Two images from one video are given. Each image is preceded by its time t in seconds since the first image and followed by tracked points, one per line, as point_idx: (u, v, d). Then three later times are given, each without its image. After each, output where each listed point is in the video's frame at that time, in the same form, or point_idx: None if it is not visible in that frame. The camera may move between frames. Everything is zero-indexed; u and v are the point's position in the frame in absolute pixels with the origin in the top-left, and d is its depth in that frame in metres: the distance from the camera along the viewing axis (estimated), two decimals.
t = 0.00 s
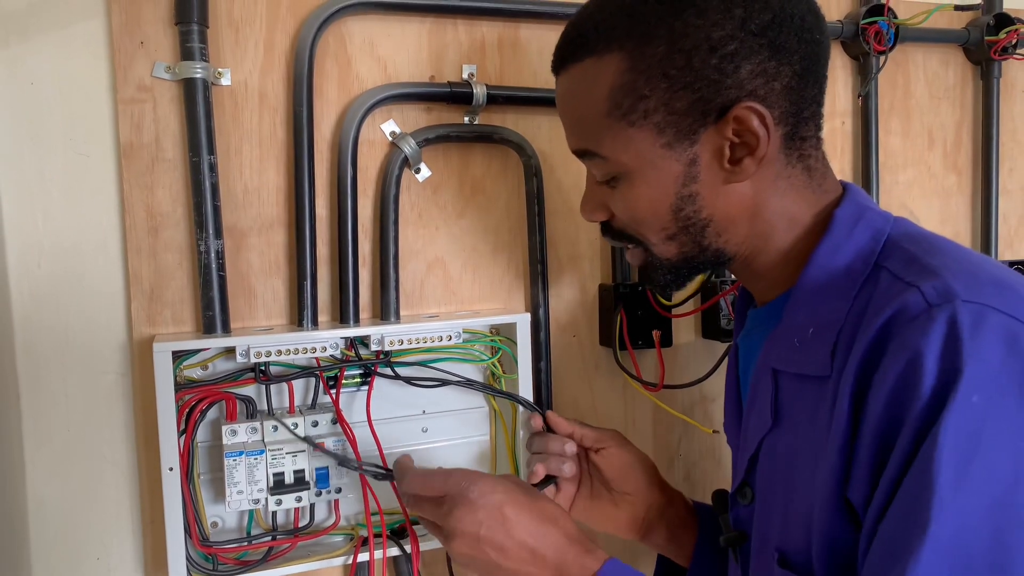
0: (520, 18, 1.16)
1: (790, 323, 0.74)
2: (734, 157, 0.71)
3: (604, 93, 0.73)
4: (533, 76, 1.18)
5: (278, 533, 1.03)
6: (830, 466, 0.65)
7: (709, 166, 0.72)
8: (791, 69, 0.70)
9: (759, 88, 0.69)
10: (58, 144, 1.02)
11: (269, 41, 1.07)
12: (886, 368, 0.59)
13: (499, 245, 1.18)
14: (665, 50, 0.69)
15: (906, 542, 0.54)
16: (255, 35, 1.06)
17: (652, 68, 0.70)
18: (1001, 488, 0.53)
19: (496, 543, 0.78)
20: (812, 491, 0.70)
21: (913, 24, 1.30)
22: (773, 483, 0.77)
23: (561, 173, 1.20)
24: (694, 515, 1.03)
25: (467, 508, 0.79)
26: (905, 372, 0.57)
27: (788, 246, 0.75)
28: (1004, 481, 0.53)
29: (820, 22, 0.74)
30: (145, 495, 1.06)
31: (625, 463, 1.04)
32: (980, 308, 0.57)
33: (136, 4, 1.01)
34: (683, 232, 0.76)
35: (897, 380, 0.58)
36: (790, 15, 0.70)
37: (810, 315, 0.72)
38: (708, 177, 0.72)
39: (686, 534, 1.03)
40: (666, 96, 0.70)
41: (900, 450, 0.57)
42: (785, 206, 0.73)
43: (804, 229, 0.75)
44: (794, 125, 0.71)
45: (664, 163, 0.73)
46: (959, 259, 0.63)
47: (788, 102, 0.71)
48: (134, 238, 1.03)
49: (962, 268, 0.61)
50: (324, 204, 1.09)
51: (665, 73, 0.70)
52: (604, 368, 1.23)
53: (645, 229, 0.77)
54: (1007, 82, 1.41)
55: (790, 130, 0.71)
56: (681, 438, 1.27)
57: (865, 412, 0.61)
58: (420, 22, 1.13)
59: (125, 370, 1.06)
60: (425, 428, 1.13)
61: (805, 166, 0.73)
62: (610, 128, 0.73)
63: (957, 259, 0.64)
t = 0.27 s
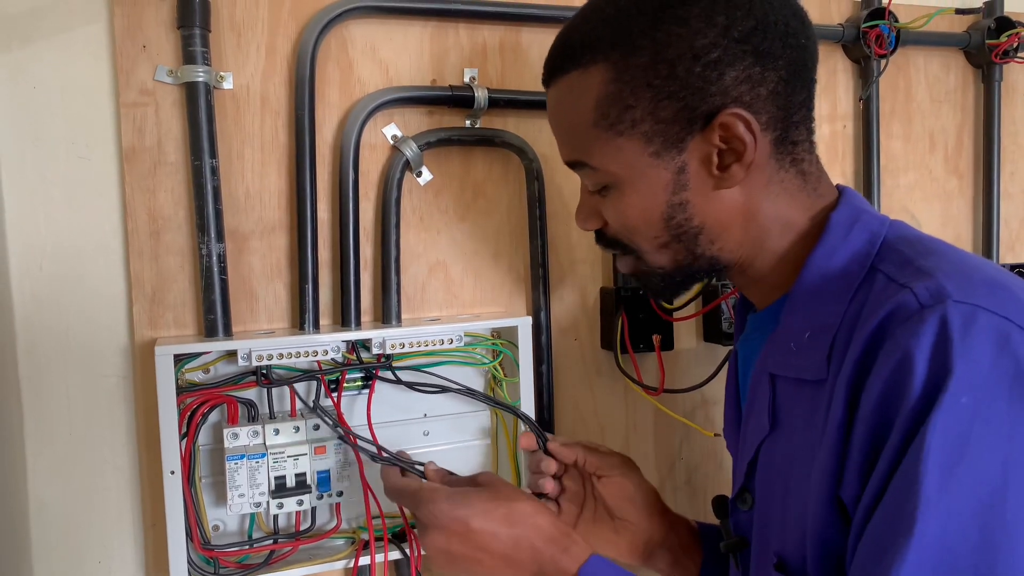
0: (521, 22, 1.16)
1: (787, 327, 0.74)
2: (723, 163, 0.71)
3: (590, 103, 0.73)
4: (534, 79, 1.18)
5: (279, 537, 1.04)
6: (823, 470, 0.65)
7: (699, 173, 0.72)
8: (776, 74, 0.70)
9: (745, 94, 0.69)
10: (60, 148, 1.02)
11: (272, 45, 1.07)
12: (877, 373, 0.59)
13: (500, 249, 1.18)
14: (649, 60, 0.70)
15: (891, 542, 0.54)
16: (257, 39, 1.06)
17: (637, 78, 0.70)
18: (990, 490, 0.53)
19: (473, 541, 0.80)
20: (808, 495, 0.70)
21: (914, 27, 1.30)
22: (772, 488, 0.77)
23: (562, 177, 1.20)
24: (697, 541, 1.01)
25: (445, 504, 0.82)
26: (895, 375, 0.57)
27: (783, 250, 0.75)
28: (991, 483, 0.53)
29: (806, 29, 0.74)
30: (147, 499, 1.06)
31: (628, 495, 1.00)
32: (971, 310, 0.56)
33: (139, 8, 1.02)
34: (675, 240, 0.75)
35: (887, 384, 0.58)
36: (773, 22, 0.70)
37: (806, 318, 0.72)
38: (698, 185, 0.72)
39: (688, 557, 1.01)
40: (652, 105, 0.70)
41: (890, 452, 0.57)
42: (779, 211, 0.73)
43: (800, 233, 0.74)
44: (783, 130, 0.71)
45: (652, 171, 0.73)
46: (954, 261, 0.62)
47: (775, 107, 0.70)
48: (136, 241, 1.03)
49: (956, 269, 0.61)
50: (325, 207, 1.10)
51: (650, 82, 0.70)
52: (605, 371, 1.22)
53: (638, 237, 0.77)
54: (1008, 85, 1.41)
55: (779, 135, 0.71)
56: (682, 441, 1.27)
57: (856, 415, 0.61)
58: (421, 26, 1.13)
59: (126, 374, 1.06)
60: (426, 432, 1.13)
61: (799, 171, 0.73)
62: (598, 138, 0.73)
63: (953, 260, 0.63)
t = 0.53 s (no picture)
0: (523, 24, 1.16)
1: (782, 330, 0.74)
2: (718, 167, 0.70)
3: (585, 106, 0.73)
4: (536, 81, 1.18)
5: (281, 539, 1.04)
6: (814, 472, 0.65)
7: (693, 176, 0.72)
8: (771, 78, 0.70)
9: (740, 98, 0.69)
10: (62, 150, 1.03)
11: (273, 48, 1.07)
12: (866, 375, 0.59)
13: (501, 251, 1.18)
14: (645, 63, 0.70)
15: (866, 540, 0.54)
16: (259, 42, 1.06)
17: (632, 81, 0.70)
18: (970, 491, 0.53)
19: (468, 524, 0.82)
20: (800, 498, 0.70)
21: (915, 29, 1.30)
22: (769, 491, 0.77)
23: (564, 179, 1.20)
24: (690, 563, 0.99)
25: (440, 490, 0.85)
26: (881, 376, 0.58)
27: (779, 253, 0.75)
28: (971, 484, 0.53)
29: (802, 33, 0.74)
30: (148, 501, 1.06)
31: (623, 520, 1.00)
32: (958, 312, 0.56)
33: (141, 11, 1.02)
34: (669, 243, 0.75)
35: (873, 385, 0.58)
36: (768, 26, 0.70)
37: (799, 321, 0.72)
38: (693, 187, 0.72)
39: None
40: (647, 108, 0.70)
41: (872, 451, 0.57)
42: (774, 215, 0.73)
43: (796, 237, 0.74)
44: (778, 134, 0.71)
45: (647, 174, 0.73)
46: (947, 263, 0.62)
47: (771, 111, 0.70)
48: (138, 243, 1.03)
49: (948, 271, 0.60)
50: (327, 209, 1.10)
51: (646, 85, 0.70)
52: (606, 373, 1.22)
53: (631, 241, 0.77)
54: (1009, 88, 1.41)
55: (776, 139, 0.71)
56: (684, 443, 1.27)
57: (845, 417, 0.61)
58: (423, 28, 1.13)
59: (128, 376, 1.06)
60: (427, 433, 1.13)
61: (795, 175, 0.73)
62: (593, 141, 0.73)
63: (946, 262, 0.63)
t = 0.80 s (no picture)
0: (524, 25, 1.16)
1: (776, 331, 0.74)
2: (713, 167, 0.70)
3: (580, 107, 0.73)
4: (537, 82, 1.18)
5: (282, 539, 1.04)
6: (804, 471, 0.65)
7: (688, 177, 0.72)
8: (765, 79, 0.70)
9: (734, 98, 0.69)
10: (64, 151, 1.03)
11: (275, 49, 1.07)
12: (853, 376, 0.59)
13: (503, 251, 1.18)
14: (639, 64, 0.70)
15: (845, 537, 0.55)
16: (260, 43, 1.06)
17: (626, 82, 0.70)
18: (951, 492, 0.52)
19: (464, 515, 0.83)
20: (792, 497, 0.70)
21: (916, 30, 1.30)
22: (765, 491, 0.77)
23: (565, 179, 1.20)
24: None
25: (437, 480, 0.86)
26: (868, 377, 0.58)
27: (774, 254, 0.75)
28: (952, 484, 0.52)
29: (797, 33, 0.74)
30: (150, 501, 1.06)
31: (615, 541, 1.00)
32: (945, 313, 0.55)
33: (143, 12, 1.02)
34: (663, 244, 0.75)
35: (859, 385, 0.58)
36: (763, 26, 0.70)
37: (793, 322, 0.72)
38: (687, 189, 0.72)
39: None
40: (642, 109, 0.70)
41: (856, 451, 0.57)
42: (770, 215, 0.73)
43: (791, 238, 0.74)
44: (774, 134, 0.71)
45: (641, 176, 0.73)
46: (938, 264, 0.61)
47: (766, 111, 0.70)
48: (140, 244, 1.03)
49: (939, 272, 0.60)
50: (328, 210, 1.10)
51: (640, 86, 0.70)
52: (607, 373, 1.22)
53: (626, 242, 0.77)
54: (1011, 87, 1.41)
55: (771, 140, 0.71)
56: (685, 444, 1.27)
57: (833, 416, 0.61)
58: (424, 29, 1.13)
59: (130, 376, 1.06)
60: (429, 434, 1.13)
61: (791, 175, 0.73)
62: (588, 141, 0.73)
63: (940, 263, 0.62)
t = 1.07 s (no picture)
0: (525, 24, 1.16)
1: (771, 331, 0.74)
2: (714, 162, 0.70)
3: (581, 102, 0.73)
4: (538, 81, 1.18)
5: (284, 538, 1.04)
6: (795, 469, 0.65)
7: (689, 173, 0.72)
8: (766, 73, 0.70)
9: (735, 93, 0.69)
10: (65, 151, 1.03)
11: (276, 48, 1.07)
12: (842, 375, 0.59)
13: (504, 250, 1.18)
14: (640, 58, 0.70)
15: (829, 535, 0.55)
16: (261, 42, 1.06)
17: (627, 76, 0.70)
18: (935, 492, 0.52)
19: (456, 504, 0.86)
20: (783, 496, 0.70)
21: (918, 28, 1.30)
22: (761, 491, 0.77)
23: (567, 178, 1.20)
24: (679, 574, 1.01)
25: (432, 469, 0.88)
26: (856, 375, 0.58)
27: (776, 250, 0.74)
28: (936, 484, 0.52)
29: (797, 28, 0.74)
30: (152, 500, 1.06)
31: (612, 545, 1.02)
32: (934, 313, 0.55)
33: (144, 12, 1.02)
34: (668, 240, 0.75)
35: (848, 385, 0.58)
36: (764, 20, 0.70)
37: (788, 322, 0.72)
38: (689, 183, 0.72)
39: None
40: (643, 103, 0.70)
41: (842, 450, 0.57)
42: (771, 211, 0.73)
43: (793, 234, 0.74)
44: (775, 130, 0.71)
45: (643, 171, 0.72)
46: (931, 264, 0.61)
47: (767, 106, 0.70)
48: (141, 243, 1.03)
49: (931, 273, 0.60)
50: (329, 210, 1.10)
51: (641, 80, 0.70)
52: (608, 372, 1.22)
53: (630, 237, 0.77)
54: (1013, 86, 1.41)
55: (771, 135, 0.70)
56: (687, 443, 1.27)
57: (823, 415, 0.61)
58: (425, 28, 1.13)
59: (131, 376, 1.06)
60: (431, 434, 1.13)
61: (791, 171, 0.73)
62: (590, 136, 0.73)
63: (934, 263, 0.62)
